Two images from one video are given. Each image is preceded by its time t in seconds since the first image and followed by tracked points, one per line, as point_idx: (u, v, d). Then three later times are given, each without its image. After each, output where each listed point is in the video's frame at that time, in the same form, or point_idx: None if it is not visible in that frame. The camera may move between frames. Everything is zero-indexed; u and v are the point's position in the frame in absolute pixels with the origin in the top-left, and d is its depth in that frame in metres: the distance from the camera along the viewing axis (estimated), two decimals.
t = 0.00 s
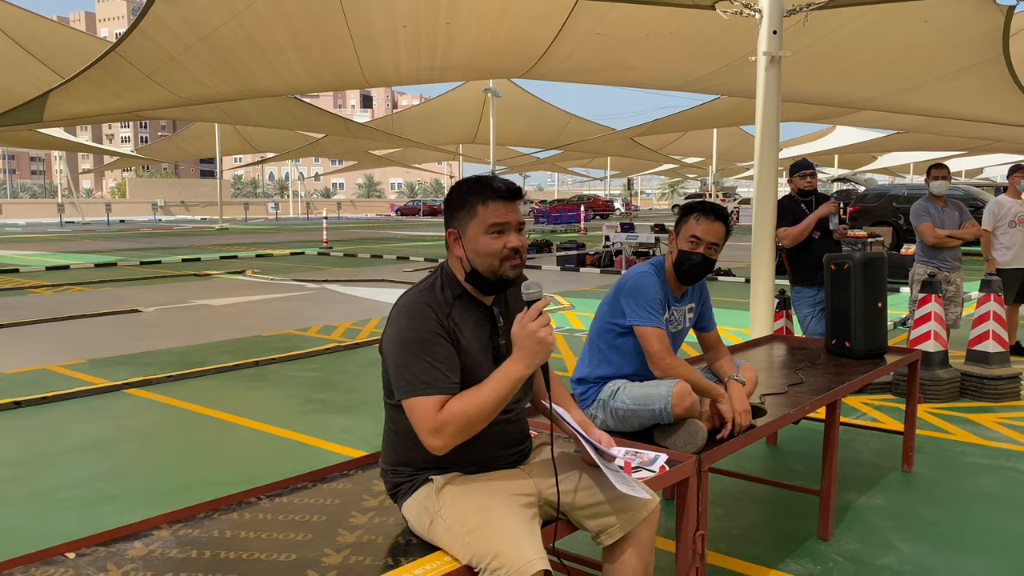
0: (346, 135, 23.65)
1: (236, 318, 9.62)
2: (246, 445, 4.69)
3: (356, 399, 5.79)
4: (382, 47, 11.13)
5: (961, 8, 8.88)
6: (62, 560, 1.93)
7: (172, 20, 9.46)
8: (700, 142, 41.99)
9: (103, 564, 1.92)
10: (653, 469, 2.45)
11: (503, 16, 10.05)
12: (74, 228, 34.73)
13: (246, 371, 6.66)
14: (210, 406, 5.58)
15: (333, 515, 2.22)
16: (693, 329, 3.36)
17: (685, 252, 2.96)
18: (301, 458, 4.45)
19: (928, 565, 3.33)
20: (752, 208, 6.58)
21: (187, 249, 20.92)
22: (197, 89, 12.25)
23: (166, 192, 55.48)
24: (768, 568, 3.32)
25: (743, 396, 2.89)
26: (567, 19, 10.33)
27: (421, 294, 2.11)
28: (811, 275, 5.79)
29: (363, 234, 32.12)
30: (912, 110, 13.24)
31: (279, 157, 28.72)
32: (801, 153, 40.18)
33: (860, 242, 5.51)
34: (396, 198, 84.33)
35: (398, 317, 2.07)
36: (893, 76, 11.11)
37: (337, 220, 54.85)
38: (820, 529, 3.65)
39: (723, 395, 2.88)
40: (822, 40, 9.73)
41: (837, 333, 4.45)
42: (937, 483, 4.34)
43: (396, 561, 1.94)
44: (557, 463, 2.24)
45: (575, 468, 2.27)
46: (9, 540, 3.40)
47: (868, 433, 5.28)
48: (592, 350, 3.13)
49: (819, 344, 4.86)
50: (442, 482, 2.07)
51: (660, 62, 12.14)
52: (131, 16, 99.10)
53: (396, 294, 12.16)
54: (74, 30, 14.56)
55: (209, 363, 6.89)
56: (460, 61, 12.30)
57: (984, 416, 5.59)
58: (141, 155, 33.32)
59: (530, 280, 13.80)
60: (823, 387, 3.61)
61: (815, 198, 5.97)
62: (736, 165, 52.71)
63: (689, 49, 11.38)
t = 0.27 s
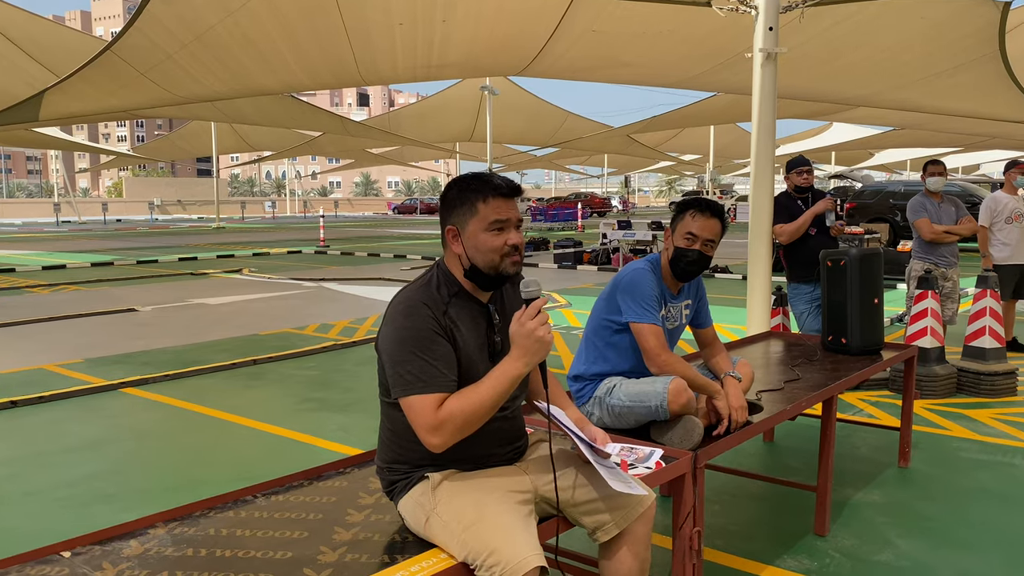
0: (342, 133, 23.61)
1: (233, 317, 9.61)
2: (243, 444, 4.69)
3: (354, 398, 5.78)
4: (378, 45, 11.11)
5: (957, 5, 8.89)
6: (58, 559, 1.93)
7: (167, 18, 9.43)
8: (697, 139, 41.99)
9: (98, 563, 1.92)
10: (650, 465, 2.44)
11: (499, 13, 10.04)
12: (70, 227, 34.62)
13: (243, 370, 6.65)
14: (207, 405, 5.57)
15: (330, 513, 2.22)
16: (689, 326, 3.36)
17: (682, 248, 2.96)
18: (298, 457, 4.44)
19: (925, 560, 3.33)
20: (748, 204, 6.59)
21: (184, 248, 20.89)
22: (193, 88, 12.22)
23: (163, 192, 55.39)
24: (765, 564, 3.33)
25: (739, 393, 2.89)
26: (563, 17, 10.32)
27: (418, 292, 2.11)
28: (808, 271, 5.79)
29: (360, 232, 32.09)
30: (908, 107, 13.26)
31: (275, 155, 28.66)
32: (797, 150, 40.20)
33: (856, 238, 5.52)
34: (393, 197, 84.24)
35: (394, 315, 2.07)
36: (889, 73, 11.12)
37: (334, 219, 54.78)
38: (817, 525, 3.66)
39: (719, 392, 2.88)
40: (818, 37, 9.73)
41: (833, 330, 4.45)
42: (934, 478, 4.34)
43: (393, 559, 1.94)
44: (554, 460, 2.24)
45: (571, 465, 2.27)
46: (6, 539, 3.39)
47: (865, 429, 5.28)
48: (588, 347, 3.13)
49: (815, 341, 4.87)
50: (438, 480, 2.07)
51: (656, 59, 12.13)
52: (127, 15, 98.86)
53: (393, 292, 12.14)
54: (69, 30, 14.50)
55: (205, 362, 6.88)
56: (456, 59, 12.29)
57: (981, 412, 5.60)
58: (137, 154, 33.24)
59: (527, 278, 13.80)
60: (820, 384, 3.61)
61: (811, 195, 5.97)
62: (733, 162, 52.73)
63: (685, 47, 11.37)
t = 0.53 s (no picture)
0: (340, 131, 23.58)
1: (231, 315, 9.60)
2: (241, 442, 4.68)
3: (352, 396, 5.78)
4: (375, 42, 11.10)
5: (954, 3, 8.90)
6: (55, 557, 1.93)
7: (164, 16, 9.41)
8: (695, 137, 41.99)
9: (96, 561, 1.91)
10: (648, 461, 2.44)
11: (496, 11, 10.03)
12: (67, 226, 34.59)
13: (241, 368, 6.64)
14: (204, 403, 5.56)
15: (328, 510, 2.22)
16: (687, 323, 3.36)
17: (680, 245, 2.96)
18: (296, 455, 4.44)
19: (923, 556, 3.34)
20: (746, 202, 6.60)
21: (181, 247, 20.85)
22: (190, 86, 12.20)
23: (160, 190, 55.32)
24: (764, 560, 3.33)
25: (737, 390, 2.90)
26: (560, 15, 10.32)
27: (415, 290, 2.11)
28: (805, 268, 5.80)
29: (358, 230, 32.07)
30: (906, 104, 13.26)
31: (273, 153, 28.63)
32: (795, 147, 40.26)
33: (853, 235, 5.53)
34: (390, 195, 84.20)
35: (391, 312, 2.07)
36: (887, 70, 11.12)
37: (332, 217, 54.75)
38: (815, 521, 3.66)
39: (717, 388, 2.88)
40: (816, 34, 9.73)
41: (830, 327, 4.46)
42: (932, 474, 4.35)
43: (390, 556, 1.94)
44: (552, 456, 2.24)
45: (569, 461, 2.27)
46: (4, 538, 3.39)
47: (863, 425, 5.29)
48: (586, 344, 3.13)
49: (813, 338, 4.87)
50: (435, 477, 2.07)
51: (654, 56, 12.13)
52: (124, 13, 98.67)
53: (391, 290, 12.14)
54: (66, 28, 14.47)
55: (203, 361, 6.88)
56: (453, 57, 12.28)
57: (978, 408, 5.61)
58: (134, 152, 33.19)
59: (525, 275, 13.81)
60: (817, 380, 3.62)
61: (809, 191, 5.98)
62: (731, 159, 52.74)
63: (682, 44, 11.37)
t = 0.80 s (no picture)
0: (339, 130, 23.57)
1: (230, 314, 9.60)
2: (241, 441, 4.68)
3: (351, 395, 5.78)
4: (375, 41, 11.09)
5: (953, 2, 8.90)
6: (56, 558, 1.93)
7: (163, 15, 9.40)
8: (694, 135, 42.01)
9: (97, 561, 1.91)
10: (647, 460, 2.44)
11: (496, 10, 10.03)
12: (66, 225, 34.55)
13: (240, 367, 6.64)
14: (203, 402, 5.56)
15: (328, 510, 2.22)
16: (687, 322, 3.37)
17: (680, 243, 2.96)
18: (296, 454, 4.44)
19: (923, 555, 3.34)
20: (745, 201, 6.61)
21: (180, 246, 20.84)
22: (190, 85, 12.19)
23: (159, 188, 55.28)
24: (763, 559, 3.34)
25: (736, 389, 2.90)
26: (559, 14, 10.32)
27: (414, 288, 2.11)
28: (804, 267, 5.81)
29: (357, 229, 32.06)
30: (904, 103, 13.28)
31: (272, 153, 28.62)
32: (794, 146, 40.27)
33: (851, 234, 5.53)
34: (389, 194, 84.19)
35: (390, 311, 2.07)
36: (886, 69, 11.13)
37: (331, 216, 54.73)
38: (814, 520, 3.67)
39: (717, 388, 2.88)
40: (815, 33, 9.73)
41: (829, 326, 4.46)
42: (931, 473, 4.36)
43: (391, 555, 1.94)
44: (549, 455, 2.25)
45: (567, 460, 2.27)
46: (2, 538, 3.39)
47: (862, 424, 5.30)
48: (585, 343, 3.13)
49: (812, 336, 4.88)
50: (435, 477, 2.07)
51: (653, 55, 12.12)
52: (122, 12, 98.56)
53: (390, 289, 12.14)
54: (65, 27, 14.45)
55: (202, 360, 6.88)
56: (453, 56, 12.28)
57: (977, 407, 5.62)
58: (133, 151, 33.15)
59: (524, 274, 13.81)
60: (816, 379, 3.62)
61: (808, 190, 5.98)
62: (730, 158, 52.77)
63: (681, 43, 11.37)
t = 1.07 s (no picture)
0: (339, 130, 23.57)
1: (230, 315, 9.59)
2: (240, 442, 4.68)
3: (352, 395, 5.78)
4: (375, 41, 11.09)
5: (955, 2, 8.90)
6: (57, 559, 1.92)
7: (163, 15, 9.39)
8: (694, 135, 42.00)
9: (98, 562, 1.91)
10: (649, 462, 2.43)
11: (497, 10, 10.02)
12: (66, 225, 34.60)
13: (240, 367, 6.63)
14: (204, 403, 5.56)
15: (330, 511, 2.21)
16: (688, 323, 3.36)
17: (682, 244, 2.96)
18: (296, 455, 4.43)
19: (925, 556, 3.33)
20: (746, 201, 6.60)
21: (180, 246, 20.84)
22: (190, 85, 12.19)
23: (159, 188, 55.27)
24: (765, 560, 3.33)
25: (738, 390, 2.90)
26: (560, 14, 10.31)
27: (416, 289, 2.11)
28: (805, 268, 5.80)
29: (357, 229, 32.05)
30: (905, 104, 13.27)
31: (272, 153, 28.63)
32: (794, 146, 40.26)
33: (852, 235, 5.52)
34: (389, 194, 84.20)
35: (391, 312, 2.06)
36: (886, 69, 11.12)
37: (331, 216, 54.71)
38: (816, 521, 3.66)
39: (719, 389, 2.88)
40: (816, 32, 9.71)
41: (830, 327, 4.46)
42: (933, 474, 4.35)
43: (392, 557, 1.93)
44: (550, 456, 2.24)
45: (567, 461, 2.27)
46: (2, 538, 3.38)
47: (863, 425, 5.29)
48: (587, 344, 3.12)
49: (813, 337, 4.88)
50: (437, 478, 2.07)
51: (653, 55, 12.11)
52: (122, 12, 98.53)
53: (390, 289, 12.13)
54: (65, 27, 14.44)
55: (202, 360, 6.87)
56: (453, 56, 12.27)
57: (978, 408, 5.61)
58: (133, 151, 33.14)
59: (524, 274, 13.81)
60: (818, 380, 3.62)
61: (809, 191, 5.98)
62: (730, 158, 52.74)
63: (682, 43, 11.36)
